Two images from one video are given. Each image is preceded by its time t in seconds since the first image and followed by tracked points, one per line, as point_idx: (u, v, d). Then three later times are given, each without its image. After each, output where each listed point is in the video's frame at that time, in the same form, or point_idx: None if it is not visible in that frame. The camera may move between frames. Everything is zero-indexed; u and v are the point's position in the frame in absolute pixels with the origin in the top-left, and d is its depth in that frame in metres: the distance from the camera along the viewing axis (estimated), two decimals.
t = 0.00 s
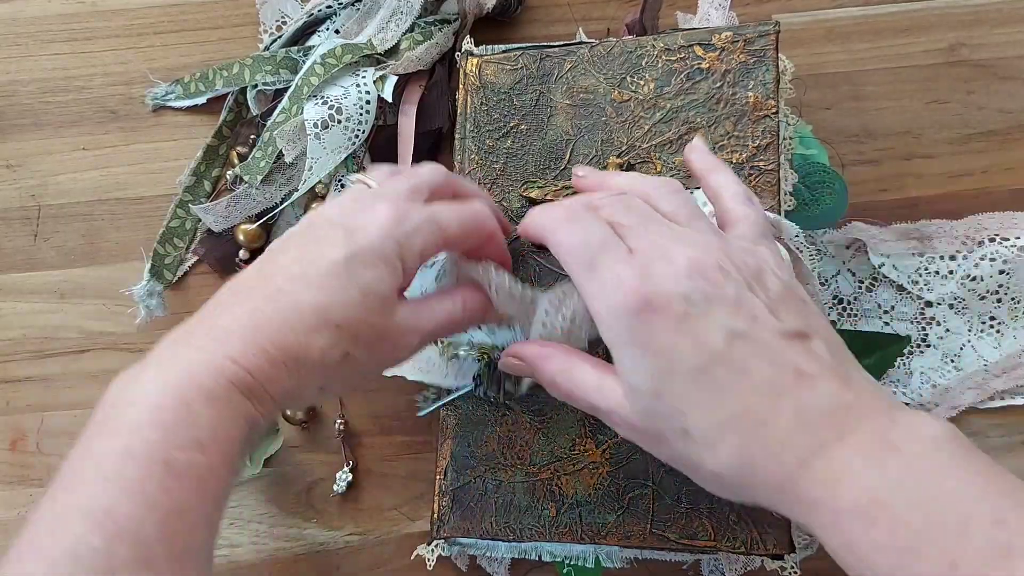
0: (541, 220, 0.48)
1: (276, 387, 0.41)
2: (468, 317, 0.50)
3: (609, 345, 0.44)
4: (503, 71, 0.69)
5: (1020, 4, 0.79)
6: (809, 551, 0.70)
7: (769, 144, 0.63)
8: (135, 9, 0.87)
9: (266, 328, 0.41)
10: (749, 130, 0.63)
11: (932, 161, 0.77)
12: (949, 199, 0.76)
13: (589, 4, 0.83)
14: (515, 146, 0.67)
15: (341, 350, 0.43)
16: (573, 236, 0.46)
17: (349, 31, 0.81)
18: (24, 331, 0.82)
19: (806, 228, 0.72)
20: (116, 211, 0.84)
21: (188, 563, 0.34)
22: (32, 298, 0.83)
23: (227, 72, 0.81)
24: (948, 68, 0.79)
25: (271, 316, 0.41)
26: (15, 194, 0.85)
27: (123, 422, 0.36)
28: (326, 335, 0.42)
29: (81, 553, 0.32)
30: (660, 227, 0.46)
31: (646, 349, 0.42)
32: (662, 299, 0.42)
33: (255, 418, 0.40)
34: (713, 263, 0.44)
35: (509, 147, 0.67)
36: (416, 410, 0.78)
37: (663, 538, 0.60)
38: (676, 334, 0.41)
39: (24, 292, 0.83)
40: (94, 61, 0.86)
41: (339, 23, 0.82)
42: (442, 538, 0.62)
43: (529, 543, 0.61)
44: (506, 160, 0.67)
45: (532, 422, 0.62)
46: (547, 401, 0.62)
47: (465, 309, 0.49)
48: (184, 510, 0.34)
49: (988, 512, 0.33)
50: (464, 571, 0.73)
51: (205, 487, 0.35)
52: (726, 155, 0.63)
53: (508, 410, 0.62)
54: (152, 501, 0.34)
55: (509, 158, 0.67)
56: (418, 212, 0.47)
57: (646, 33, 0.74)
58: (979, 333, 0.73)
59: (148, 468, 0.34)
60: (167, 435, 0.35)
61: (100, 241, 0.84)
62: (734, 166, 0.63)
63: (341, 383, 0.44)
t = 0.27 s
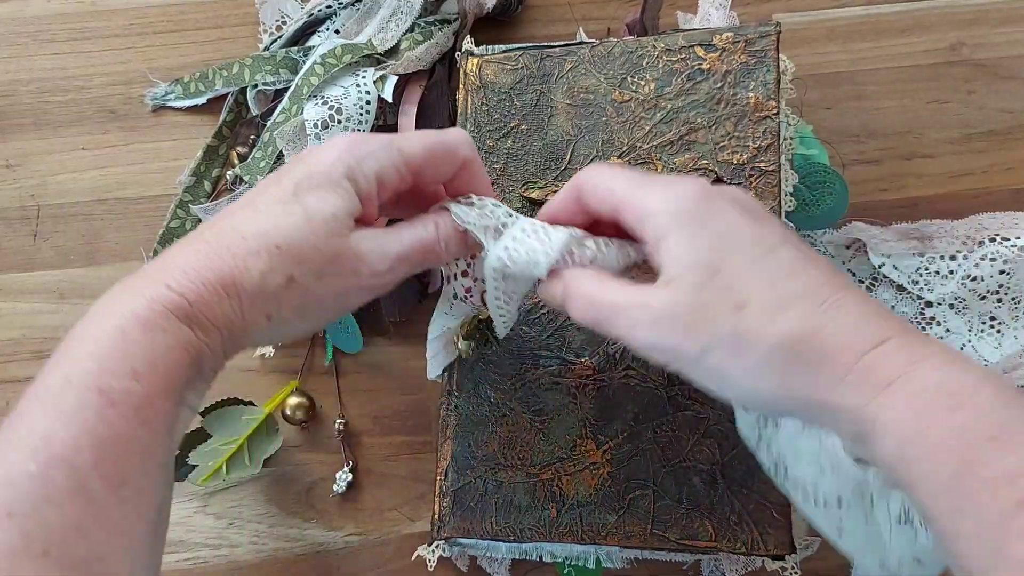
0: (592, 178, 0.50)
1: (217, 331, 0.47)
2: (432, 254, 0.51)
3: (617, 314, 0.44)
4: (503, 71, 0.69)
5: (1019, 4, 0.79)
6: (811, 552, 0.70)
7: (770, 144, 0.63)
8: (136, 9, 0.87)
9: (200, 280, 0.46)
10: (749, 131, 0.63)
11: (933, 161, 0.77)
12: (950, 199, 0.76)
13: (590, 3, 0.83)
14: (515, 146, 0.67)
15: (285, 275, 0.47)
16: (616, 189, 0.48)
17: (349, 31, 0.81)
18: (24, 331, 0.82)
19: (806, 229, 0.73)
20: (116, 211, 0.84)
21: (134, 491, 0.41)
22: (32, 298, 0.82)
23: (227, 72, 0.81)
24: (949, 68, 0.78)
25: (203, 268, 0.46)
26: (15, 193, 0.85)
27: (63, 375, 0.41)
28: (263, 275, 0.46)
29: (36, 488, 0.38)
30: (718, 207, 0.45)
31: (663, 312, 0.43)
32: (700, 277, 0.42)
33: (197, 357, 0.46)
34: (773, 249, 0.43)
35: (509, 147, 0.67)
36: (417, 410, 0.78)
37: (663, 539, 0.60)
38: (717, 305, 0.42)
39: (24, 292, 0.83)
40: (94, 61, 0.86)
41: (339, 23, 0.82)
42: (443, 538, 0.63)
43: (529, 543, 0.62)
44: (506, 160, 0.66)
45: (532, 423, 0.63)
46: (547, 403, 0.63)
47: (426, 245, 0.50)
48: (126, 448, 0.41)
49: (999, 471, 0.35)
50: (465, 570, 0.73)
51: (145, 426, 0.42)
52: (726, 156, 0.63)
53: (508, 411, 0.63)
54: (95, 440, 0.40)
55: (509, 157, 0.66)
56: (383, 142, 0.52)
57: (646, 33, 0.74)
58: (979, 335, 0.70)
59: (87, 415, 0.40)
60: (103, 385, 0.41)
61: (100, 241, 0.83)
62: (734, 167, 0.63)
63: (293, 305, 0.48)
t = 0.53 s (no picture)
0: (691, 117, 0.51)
1: (162, 284, 0.51)
2: (403, 206, 0.50)
3: (722, 268, 0.45)
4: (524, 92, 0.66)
5: (1018, 4, 0.79)
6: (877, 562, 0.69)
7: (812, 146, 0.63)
8: (136, 9, 0.87)
9: (140, 236, 0.50)
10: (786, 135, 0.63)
11: (934, 161, 0.77)
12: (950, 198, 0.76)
13: (590, 4, 0.83)
14: (548, 168, 0.64)
15: (229, 216, 0.49)
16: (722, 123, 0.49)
17: (349, 31, 0.81)
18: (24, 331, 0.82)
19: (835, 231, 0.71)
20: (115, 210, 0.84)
21: (86, 447, 0.46)
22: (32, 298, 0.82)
23: (227, 72, 0.82)
24: (948, 68, 0.79)
25: (144, 224, 0.50)
26: (15, 193, 0.85)
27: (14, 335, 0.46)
28: (208, 225, 0.49)
29: None
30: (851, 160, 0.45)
31: (778, 259, 0.44)
32: (823, 236, 0.44)
33: (143, 310, 0.51)
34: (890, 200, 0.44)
35: (540, 169, 0.64)
36: (418, 409, 0.78)
37: (755, 553, 0.59)
38: (853, 244, 0.43)
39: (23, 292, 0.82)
40: (95, 61, 0.86)
41: (339, 23, 0.82)
42: None
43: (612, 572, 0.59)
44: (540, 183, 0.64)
45: (603, 450, 0.60)
46: (615, 427, 0.60)
47: (398, 196, 0.50)
48: (73, 405, 0.46)
49: None
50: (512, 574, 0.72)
51: (91, 383, 0.46)
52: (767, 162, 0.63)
53: (576, 440, 0.60)
54: (41, 397, 0.44)
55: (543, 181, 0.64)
56: (356, 89, 0.53)
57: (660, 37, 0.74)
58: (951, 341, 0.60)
59: (36, 373, 0.45)
60: (48, 347, 0.45)
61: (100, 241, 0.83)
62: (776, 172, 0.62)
63: (236, 249, 0.49)
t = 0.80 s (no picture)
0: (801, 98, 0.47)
1: (222, 261, 0.46)
2: (459, 228, 0.47)
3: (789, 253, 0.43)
4: (551, 100, 0.67)
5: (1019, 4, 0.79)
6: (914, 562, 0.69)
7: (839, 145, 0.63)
8: (136, 9, 0.87)
9: (207, 211, 0.46)
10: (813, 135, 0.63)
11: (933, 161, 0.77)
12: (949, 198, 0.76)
13: (590, 4, 0.83)
14: (576, 174, 0.65)
15: (292, 200, 0.47)
16: (830, 111, 0.45)
17: (349, 31, 0.81)
18: (24, 331, 0.82)
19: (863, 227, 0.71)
20: (116, 211, 0.84)
21: (146, 428, 0.39)
22: (32, 299, 0.82)
23: (227, 72, 0.82)
24: (949, 68, 0.79)
25: (208, 203, 0.46)
26: (15, 193, 0.85)
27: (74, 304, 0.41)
28: (273, 207, 0.46)
29: (42, 421, 0.37)
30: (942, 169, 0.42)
31: (841, 259, 0.41)
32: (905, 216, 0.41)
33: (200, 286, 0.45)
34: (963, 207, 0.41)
35: (568, 174, 0.65)
36: (418, 409, 0.78)
37: (789, 553, 0.59)
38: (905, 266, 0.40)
39: (24, 292, 0.83)
40: (95, 61, 0.86)
41: (339, 23, 0.82)
42: None
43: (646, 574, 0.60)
44: (567, 189, 0.65)
45: (635, 450, 0.61)
46: (646, 428, 0.61)
47: (460, 218, 0.47)
48: (138, 379, 0.39)
49: None
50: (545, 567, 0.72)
51: (149, 355, 0.40)
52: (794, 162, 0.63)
53: (609, 442, 0.61)
54: (100, 367, 0.39)
55: (571, 187, 0.65)
56: (428, 114, 0.54)
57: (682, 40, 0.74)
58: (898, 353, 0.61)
59: (92, 343, 0.39)
60: (106, 315, 0.40)
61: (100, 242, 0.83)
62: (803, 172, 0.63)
63: (294, 234, 0.47)
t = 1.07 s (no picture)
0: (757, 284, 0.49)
1: (276, 284, 0.51)
2: (495, 197, 0.51)
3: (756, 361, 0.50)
4: (551, 101, 0.67)
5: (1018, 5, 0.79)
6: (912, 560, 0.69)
7: (839, 144, 0.63)
8: (136, 10, 0.87)
9: (262, 243, 0.51)
10: (814, 134, 0.63)
11: (932, 162, 0.77)
12: (949, 198, 0.77)
13: (590, 4, 0.83)
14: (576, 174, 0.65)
15: (341, 215, 0.51)
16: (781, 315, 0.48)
17: (349, 31, 0.81)
18: (25, 332, 0.82)
19: (872, 221, 0.72)
20: (116, 211, 0.84)
21: (207, 441, 0.43)
22: (33, 299, 0.82)
23: (227, 73, 0.82)
24: (949, 68, 0.79)
25: (265, 236, 0.51)
26: (16, 193, 0.85)
27: (145, 329, 0.45)
28: (321, 228, 0.51)
29: (112, 437, 0.41)
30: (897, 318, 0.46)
31: (837, 471, 0.43)
32: (865, 377, 0.43)
33: (257, 311, 0.50)
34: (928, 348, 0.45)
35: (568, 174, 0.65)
36: (418, 409, 0.78)
37: (788, 553, 0.59)
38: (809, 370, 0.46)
39: (25, 292, 0.83)
40: (95, 61, 0.86)
41: (339, 23, 0.82)
42: None
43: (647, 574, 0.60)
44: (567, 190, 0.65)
45: (634, 450, 0.61)
46: (646, 428, 0.61)
47: (489, 188, 0.51)
48: (196, 394, 0.43)
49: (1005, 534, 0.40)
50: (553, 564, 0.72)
51: (208, 377, 0.44)
52: (794, 161, 0.63)
53: (608, 442, 0.61)
54: (165, 389, 0.42)
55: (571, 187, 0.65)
56: (451, 115, 0.57)
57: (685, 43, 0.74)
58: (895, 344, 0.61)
59: (158, 365, 0.43)
60: (170, 340, 0.44)
61: (101, 242, 0.83)
62: (804, 171, 0.63)
63: (347, 248, 0.51)
